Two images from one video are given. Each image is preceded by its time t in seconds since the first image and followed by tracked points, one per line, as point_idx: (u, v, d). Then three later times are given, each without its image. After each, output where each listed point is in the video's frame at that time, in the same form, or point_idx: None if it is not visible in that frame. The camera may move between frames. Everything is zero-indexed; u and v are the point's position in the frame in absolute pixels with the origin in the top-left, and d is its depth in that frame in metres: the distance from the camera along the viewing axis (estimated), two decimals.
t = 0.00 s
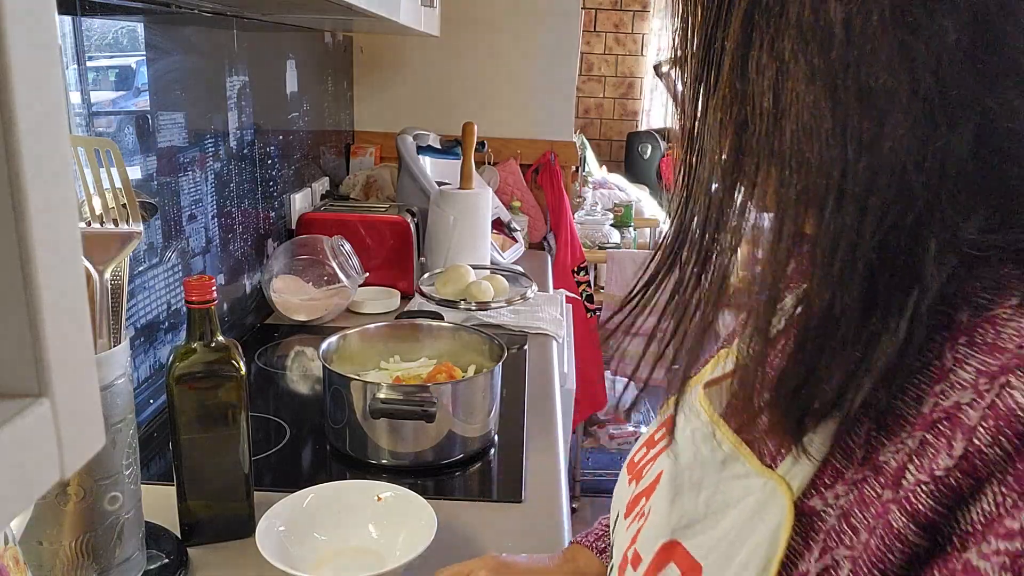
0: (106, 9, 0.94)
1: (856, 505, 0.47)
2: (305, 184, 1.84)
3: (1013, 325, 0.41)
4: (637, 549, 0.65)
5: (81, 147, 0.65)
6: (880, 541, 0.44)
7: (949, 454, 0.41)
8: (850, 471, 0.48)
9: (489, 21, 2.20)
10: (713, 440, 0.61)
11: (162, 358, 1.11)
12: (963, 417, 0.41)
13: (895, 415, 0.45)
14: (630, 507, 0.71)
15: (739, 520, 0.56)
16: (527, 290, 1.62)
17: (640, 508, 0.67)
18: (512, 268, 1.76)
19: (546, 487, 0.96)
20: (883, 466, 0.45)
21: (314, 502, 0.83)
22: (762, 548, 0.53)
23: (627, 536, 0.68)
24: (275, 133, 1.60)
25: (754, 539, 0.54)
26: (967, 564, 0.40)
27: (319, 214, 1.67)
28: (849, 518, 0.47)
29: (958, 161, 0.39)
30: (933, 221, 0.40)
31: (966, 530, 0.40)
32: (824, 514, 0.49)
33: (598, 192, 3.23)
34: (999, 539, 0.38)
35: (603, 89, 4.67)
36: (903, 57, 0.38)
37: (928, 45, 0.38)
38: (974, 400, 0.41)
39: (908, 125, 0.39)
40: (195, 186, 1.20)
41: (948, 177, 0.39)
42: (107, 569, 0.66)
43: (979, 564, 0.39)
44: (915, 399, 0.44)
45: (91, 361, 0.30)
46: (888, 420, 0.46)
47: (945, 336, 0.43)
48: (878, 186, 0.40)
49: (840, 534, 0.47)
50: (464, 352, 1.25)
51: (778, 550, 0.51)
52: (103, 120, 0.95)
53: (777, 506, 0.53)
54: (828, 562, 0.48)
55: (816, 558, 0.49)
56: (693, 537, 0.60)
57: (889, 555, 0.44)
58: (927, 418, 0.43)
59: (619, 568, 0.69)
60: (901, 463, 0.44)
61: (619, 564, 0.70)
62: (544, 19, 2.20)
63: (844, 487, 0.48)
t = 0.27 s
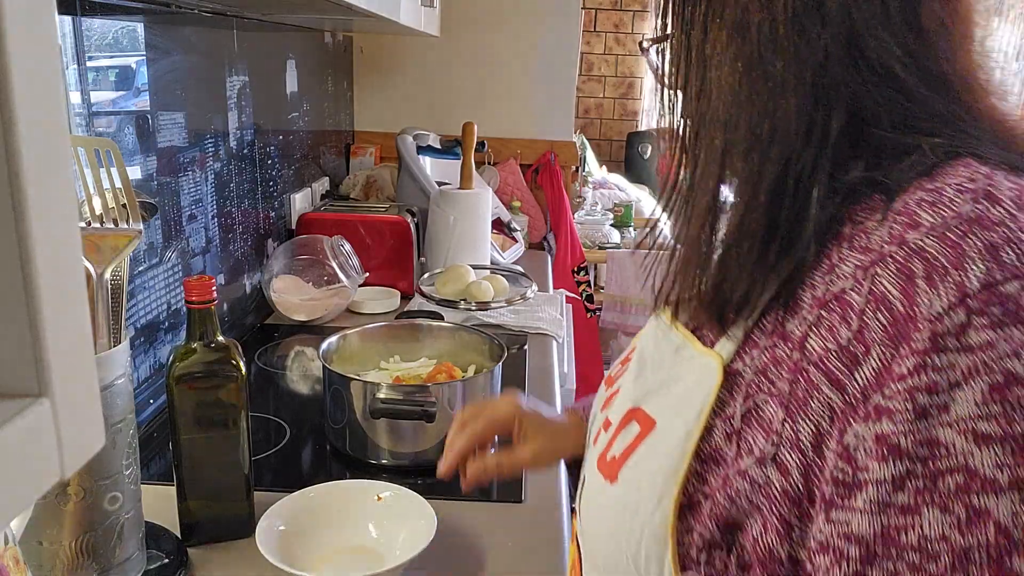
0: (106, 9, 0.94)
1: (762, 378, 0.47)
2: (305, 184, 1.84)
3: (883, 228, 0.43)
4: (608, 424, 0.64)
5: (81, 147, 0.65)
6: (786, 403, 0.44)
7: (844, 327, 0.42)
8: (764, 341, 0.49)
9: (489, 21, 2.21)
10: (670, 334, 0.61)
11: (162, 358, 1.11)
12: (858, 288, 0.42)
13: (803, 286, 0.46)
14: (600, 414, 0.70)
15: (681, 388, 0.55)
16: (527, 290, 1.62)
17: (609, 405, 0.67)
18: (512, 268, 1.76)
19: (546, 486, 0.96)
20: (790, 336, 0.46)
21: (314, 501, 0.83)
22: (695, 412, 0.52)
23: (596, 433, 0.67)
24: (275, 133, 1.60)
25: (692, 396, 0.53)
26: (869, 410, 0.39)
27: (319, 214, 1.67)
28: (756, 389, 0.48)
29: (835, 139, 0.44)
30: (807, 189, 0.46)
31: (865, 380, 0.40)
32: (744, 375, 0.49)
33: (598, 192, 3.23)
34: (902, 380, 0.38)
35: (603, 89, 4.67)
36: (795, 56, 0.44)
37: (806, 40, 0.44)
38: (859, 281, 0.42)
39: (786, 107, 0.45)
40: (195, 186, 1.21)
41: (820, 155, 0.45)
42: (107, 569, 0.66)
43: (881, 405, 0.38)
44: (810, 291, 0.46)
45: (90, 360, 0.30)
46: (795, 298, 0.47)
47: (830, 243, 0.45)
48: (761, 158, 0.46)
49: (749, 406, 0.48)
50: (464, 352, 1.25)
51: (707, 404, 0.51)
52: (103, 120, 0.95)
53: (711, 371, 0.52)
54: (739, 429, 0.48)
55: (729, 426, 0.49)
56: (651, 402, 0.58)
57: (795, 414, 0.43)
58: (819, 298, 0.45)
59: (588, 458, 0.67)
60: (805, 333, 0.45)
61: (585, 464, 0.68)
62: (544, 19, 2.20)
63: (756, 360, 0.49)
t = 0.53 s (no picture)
0: (106, 9, 0.94)
1: (700, 287, 0.58)
2: (305, 184, 1.84)
3: (783, 161, 0.54)
4: (581, 344, 0.74)
5: (81, 147, 0.65)
6: (722, 302, 0.54)
7: (760, 237, 0.53)
8: (697, 260, 0.60)
9: (489, 21, 2.21)
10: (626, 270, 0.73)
11: (162, 358, 1.11)
12: (768, 209, 0.53)
13: (729, 215, 0.57)
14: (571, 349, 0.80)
15: (632, 304, 0.66)
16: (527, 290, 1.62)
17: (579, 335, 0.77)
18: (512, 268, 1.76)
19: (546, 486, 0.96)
20: (718, 253, 0.57)
21: (314, 501, 0.83)
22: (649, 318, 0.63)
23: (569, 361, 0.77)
24: (275, 133, 1.60)
25: (643, 307, 0.64)
26: (788, 292, 0.49)
27: (319, 214, 1.66)
28: (696, 298, 0.58)
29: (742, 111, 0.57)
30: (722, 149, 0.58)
31: (783, 271, 0.50)
32: (686, 290, 0.60)
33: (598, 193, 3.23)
34: (809, 266, 0.48)
35: (603, 89, 4.67)
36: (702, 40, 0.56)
37: (721, 33, 0.55)
38: (767, 203, 0.53)
39: (707, 90, 0.56)
40: (196, 186, 1.20)
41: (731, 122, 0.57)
42: (107, 569, 0.66)
43: (799, 284, 0.48)
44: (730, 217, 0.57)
45: (90, 362, 0.30)
46: (719, 224, 0.58)
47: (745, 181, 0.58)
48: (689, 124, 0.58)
49: (692, 311, 0.58)
50: (464, 352, 1.25)
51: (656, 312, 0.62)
52: (103, 120, 0.95)
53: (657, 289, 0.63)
54: (684, 329, 0.59)
55: (676, 327, 0.60)
56: (614, 319, 0.69)
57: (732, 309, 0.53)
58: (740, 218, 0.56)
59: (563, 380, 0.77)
60: (730, 246, 0.55)
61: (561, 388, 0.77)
62: (544, 19, 2.20)
63: (693, 276, 0.60)
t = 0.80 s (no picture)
0: (106, 9, 0.94)
1: (658, 241, 0.60)
2: (305, 185, 1.84)
3: (731, 127, 0.58)
4: (558, 318, 0.77)
5: (81, 147, 0.65)
6: (677, 249, 0.57)
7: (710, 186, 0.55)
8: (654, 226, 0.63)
9: (489, 22, 2.21)
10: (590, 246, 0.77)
11: (162, 358, 1.11)
12: (717, 165, 0.55)
13: (684, 176, 0.60)
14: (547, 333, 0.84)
15: (599, 274, 0.70)
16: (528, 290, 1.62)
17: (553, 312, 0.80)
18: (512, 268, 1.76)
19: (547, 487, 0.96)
20: (671, 210, 0.60)
21: (314, 501, 0.83)
22: (615, 280, 0.66)
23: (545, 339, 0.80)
24: (275, 133, 1.60)
25: (611, 269, 0.68)
26: (737, 224, 0.51)
27: (319, 214, 1.67)
28: (653, 253, 0.61)
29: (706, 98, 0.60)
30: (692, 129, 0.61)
31: (729, 210, 0.53)
32: (645, 249, 0.63)
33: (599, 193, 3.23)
34: (755, 201, 0.50)
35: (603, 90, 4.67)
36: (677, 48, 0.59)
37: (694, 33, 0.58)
38: (716, 158, 0.56)
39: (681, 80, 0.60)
40: (195, 186, 1.20)
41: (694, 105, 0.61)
42: (107, 569, 0.66)
43: (746, 215, 0.50)
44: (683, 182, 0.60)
45: (90, 362, 0.30)
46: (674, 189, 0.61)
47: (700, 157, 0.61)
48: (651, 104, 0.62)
49: (651, 265, 0.61)
50: (464, 352, 1.25)
51: (621, 272, 0.66)
52: (103, 120, 0.95)
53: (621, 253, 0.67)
54: (647, 281, 0.61)
55: (640, 279, 0.63)
56: (585, 288, 0.72)
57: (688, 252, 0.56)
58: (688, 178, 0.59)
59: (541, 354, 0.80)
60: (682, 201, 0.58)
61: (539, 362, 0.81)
62: (544, 20, 2.21)
63: (650, 237, 0.63)
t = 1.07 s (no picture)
0: (106, 9, 0.94)
1: (629, 234, 0.65)
2: (305, 184, 1.84)
3: (692, 124, 0.64)
4: (530, 320, 0.79)
5: (81, 147, 0.65)
6: (649, 239, 0.62)
7: (678, 180, 0.61)
8: (622, 221, 0.68)
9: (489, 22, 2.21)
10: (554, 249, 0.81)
11: (162, 357, 1.11)
12: (685, 160, 0.61)
13: (655, 172, 0.66)
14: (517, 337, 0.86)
15: (570, 269, 0.74)
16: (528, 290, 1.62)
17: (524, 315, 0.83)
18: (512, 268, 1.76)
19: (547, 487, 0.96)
20: (643, 204, 0.65)
21: (314, 501, 0.83)
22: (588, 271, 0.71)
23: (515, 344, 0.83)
24: (275, 133, 1.60)
25: (582, 265, 0.72)
26: (708, 210, 0.57)
27: (319, 214, 1.66)
28: (625, 244, 0.66)
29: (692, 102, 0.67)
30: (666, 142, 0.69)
31: (701, 198, 0.58)
32: (616, 242, 0.68)
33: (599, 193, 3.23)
34: (725, 187, 0.56)
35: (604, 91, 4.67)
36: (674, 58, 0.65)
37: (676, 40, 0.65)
38: (682, 154, 0.62)
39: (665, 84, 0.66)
40: (196, 186, 1.20)
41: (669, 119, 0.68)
42: (107, 569, 0.66)
43: (718, 201, 0.56)
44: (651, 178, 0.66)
45: (90, 362, 0.30)
46: (641, 185, 0.67)
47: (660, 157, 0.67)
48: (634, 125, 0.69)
49: (623, 257, 0.66)
50: (464, 353, 1.25)
51: (593, 264, 0.70)
52: (103, 120, 0.95)
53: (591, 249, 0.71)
54: (618, 272, 0.66)
55: (611, 271, 0.68)
56: (556, 288, 0.76)
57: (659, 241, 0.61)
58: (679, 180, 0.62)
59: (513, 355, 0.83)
60: (652, 195, 0.64)
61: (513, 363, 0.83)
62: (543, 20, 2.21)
63: (619, 230, 0.68)
